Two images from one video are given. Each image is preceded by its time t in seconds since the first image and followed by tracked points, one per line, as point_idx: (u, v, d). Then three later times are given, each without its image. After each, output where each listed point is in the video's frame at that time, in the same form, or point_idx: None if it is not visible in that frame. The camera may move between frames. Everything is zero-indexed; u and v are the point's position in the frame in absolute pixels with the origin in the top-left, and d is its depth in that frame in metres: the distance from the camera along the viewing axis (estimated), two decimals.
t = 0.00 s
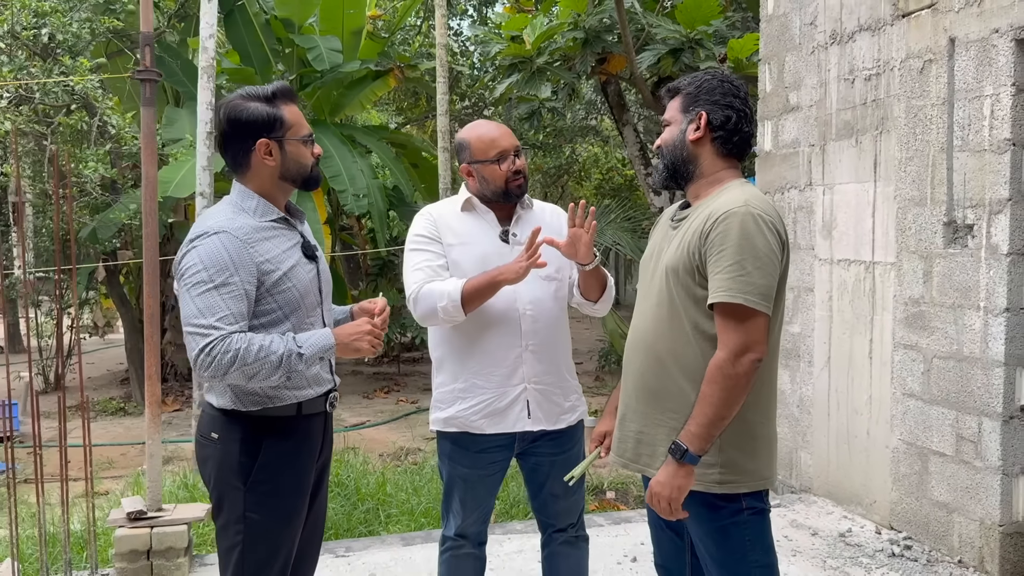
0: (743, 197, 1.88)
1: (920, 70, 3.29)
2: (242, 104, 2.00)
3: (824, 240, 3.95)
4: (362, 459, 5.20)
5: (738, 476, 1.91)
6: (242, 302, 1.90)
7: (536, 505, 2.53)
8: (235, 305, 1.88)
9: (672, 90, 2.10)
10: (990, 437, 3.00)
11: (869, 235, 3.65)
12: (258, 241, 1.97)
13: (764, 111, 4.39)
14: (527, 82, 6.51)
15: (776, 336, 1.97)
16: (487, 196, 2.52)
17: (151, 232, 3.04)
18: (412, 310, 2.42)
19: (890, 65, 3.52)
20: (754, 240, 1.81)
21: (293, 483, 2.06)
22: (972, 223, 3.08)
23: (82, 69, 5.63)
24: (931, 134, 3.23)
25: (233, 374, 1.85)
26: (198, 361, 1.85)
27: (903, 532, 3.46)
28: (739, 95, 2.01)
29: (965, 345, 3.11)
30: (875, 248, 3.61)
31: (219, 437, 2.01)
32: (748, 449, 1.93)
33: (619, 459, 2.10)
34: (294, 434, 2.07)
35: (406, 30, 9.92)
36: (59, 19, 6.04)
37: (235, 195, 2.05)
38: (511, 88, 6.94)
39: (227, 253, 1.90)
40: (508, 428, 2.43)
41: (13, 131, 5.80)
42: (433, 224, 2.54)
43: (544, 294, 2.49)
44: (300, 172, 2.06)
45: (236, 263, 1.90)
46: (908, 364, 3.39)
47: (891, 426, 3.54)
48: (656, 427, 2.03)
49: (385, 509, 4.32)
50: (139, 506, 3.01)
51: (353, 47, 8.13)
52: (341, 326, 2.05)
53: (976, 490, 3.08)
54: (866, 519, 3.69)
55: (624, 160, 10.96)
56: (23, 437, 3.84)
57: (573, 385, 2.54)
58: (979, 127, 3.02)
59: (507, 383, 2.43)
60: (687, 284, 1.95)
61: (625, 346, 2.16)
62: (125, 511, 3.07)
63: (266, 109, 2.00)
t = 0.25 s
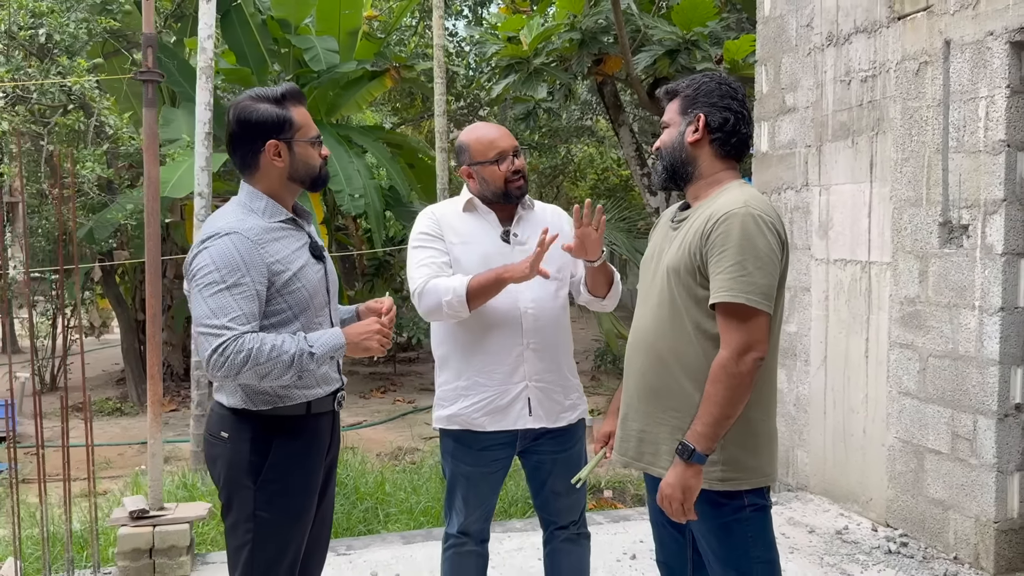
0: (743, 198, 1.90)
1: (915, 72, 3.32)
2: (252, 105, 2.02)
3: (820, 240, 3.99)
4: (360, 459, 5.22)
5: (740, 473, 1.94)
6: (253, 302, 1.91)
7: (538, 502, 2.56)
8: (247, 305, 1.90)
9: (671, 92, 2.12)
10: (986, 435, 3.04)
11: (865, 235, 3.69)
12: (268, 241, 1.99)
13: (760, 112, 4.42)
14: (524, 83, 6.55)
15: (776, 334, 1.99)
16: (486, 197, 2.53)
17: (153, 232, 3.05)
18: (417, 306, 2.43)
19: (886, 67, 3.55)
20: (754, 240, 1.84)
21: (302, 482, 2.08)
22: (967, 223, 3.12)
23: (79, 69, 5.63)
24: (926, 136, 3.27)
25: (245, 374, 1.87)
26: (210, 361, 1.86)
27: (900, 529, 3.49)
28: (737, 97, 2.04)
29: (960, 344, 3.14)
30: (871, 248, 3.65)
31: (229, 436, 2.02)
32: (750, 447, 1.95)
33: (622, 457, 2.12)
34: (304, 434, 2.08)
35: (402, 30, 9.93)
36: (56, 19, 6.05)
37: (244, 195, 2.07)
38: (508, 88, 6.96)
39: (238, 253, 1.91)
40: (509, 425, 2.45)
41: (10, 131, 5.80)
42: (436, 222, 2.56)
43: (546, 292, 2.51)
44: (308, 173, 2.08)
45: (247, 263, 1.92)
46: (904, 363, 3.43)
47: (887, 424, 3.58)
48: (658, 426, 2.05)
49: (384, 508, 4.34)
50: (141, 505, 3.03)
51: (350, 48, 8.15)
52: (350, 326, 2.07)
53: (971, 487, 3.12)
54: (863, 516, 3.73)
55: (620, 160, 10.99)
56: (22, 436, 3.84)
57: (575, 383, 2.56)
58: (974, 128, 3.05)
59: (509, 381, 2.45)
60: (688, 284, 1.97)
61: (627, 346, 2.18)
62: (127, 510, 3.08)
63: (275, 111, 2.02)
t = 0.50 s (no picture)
0: (742, 196, 1.92)
1: (911, 72, 3.35)
2: (258, 104, 2.03)
3: (816, 239, 4.01)
4: (358, 458, 5.23)
5: (740, 468, 1.96)
6: (261, 300, 1.93)
7: (538, 499, 2.57)
8: (255, 304, 1.91)
9: (668, 93, 2.14)
10: (981, 432, 3.07)
11: (861, 234, 3.72)
12: (274, 240, 2.00)
13: (757, 112, 4.45)
14: (521, 83, 6.53)
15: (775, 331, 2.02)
16: (486, 196, 2.56)
17: (154, 232, 3.06)
18: (427, 292, 2.42)
19: (882, 67, 3.58)
20: (754, 238, 1.86)
21: (310, 479, 2.10)
22: (962, 223, 3.15)
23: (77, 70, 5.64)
24: (922, 136, 3.30)
25: (254, 371, 1.88)
26: (219, 359, 1.88)
27: (895, 526, 3.52)
28: (734, 97, 2.06)
29: (955, 342, 3.17)
30: (867, 247, 3.68)
31: (237, 433, 2.04)
32: (750, 443, 1.98)
33: (623, 454, 2.14)
34: (311, 431, 2.10)
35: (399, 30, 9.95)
36: (54, 19, 6.05)
37: (249, 195, 2.09)
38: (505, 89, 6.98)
39: (245, 252, 1.93)
40: (508, 420, 2.47)
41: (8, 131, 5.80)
42: (439, 218, 2.58)
43: (546, 288, 2.53)
44: (313, 171, 2.10)
45: (255, 262, 1.93)
46: (899, 362, 3.46)
47: (883, 422, 3.61)
48: (659, 423, 2.07)
49: (382, 506, 4.35)
50: (143, 503, 3.04)
51: (347, 48, 8.16)
52: (356, 324, 2.10)
53: (967, 484, 3.15)
54: (859, 514, 3.75)
55: (616, 160, 11.01)
56: (22, 435, 3.85)
57: (575, 380, 2.58)
58: (969, 129, 3.08)
59: (508, 377, 2.47)
60: (689, 283, 1.99)
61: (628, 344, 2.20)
62: (128, 508, 3.09)
63: (281, 111, 2.03)
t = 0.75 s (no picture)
0: (743, 197, 1.93)
1: (909, 73, 3.36)
2: (261, 104, 2.04)
3: (814, 239, 4.03)
4: (357, 457, 5.24)
5: (740, 467, 1.97)
6: (263, 301, 1.93)
7: (538, 497, 2.58)
8: (258, 304, 1.92)
9: (667, 94, 2.16)
10: (978, 431, 3.08)
11: (859, 234, 3.73)
12: (276, 241, 2.01)
13: (755, 113, 4.46)
14: (521, 83, 6.54)
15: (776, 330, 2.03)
16: (484, 194, 2.57)
17: (154, 231, 3.07)
18: (428, 294, 2.43)
19: (880, 68, 3.60)
20: (755, 239, 1.87)
21: (312, 478, 2.10)
22: (959, 223, 3.16)
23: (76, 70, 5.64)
24: (919, 137, 3.31)
25: (258, 371, 1.89)
26: (223, 359, 1.89)
27: (893, 525, 3.54)
28: (732, 98, 2.07)
29: (952, 342, 3.19)
30: (865, 247, 3.69)
31: (240, 433, 2.04)
32: (750, 442, 1.99)
33: (623, 453, 2.16)
34: (314, 430, 2.11)
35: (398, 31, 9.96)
36: (53, 19, 6.05)
37: (251, 195, 2.09)
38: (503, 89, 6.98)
39: (248, 253, 1.93)
40: (509, 420, 2.48)
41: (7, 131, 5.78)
42: (439, 217, 2.59)
43: (546, 288, 2.54)
44: (315, 171, 2.11)
45: (258, 262, 1.94)
46: (897, 361, 3.47)
47: (880, 421, 3.62)
48: (659, 422, 2.08)
49: (382, 506, 4.36)
50: (143, 502, 3.04)
51: (346, 48, 8.17)
52: (358, 323, 2.10)
53: (964, 483, 3.16)
54: (856, 512, 3.77)
55: (614, 160, 11.02)
56: (22, 435, 3.86)
57: (574, 379, 2.59)
58: (967, 129, 3.10)
59: (509, 377, 2.48)
60: (690, 283, 2.00)
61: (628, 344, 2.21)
62: (128, 507, 3.10)
63: (283, 111, 2.04)
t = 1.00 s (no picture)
0: (743, 199, 1.93)
1: (910, 74, 3.35)
2: (258, 105, 2.03)
3: (815, 240, 4.02)
4: (357, 458, 5.23)
5: (739, 469, 1.96)
6: (260, 303, 1.93)
7: (536, 499, 2.58)
8: (255, 307, 1.91)
9: (667, 94, 2.15)
10: (978, 433, 3.07)
11: (859, 235, 3.72)
12: (274, 243, 2.00)
13: (755, 114, 4.45)
14: (521, 84, 6.54)
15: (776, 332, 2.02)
16: (481, 193, 2.56)
17: (153, 232, 3.06)
18: (424, 300, 2.42)
19: (880, 68, 3.59)
20: (755, 242, 1.86)
21: (311, 479, 2.10)
22: (960, 224, 3.15)
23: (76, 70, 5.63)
24: (920, 137, 3.30)
25: (255, 374, 1.89)
26: (220, 362, 1.88)
27: (893, 527, 3.53)
28: (733, 98, 2.06)
29: (953, 343, 3.18)
30: (865, 248, 3.68)
31: (238, 434, 2.04)
32: (750, 444, 1.98)
33: (623, 455, 2.14)
34: (312, 432, 2.10)
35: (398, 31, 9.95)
36: (53, 19, 6.05)
37: (248, 196, 2.09)
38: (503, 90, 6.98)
39: (245, 255, 1.93)
40: (508, 423, 2.47)
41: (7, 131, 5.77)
42: (436, 220, 2.57)
43: (544, 292, 2.53)
44: (312, 171, 2.10)
45: (254, 265, 1.93)
46: (897, 363, 3.46)
47: (880, 422, 3.61)
48: (659, 424, 2.07)
49: (381, 507, 4.35)
50: (141, 503, 3.03)
51: (346, 48, 8.17)
52: (356, 325, 2.09)
53: (965, 485, 3.15)
54: (856, 514, 3.76)
55: (614, 161, 11.01)
56: (22, 435, 3.85)
57: (574, 381, 2.58)
58: (967, 130, 3.09)
59: (507, 379, 2.47)
60: (690, 285, 1.99)
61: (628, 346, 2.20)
62: (126, 507, 3.09)
63: (281, 111, 2.04)
